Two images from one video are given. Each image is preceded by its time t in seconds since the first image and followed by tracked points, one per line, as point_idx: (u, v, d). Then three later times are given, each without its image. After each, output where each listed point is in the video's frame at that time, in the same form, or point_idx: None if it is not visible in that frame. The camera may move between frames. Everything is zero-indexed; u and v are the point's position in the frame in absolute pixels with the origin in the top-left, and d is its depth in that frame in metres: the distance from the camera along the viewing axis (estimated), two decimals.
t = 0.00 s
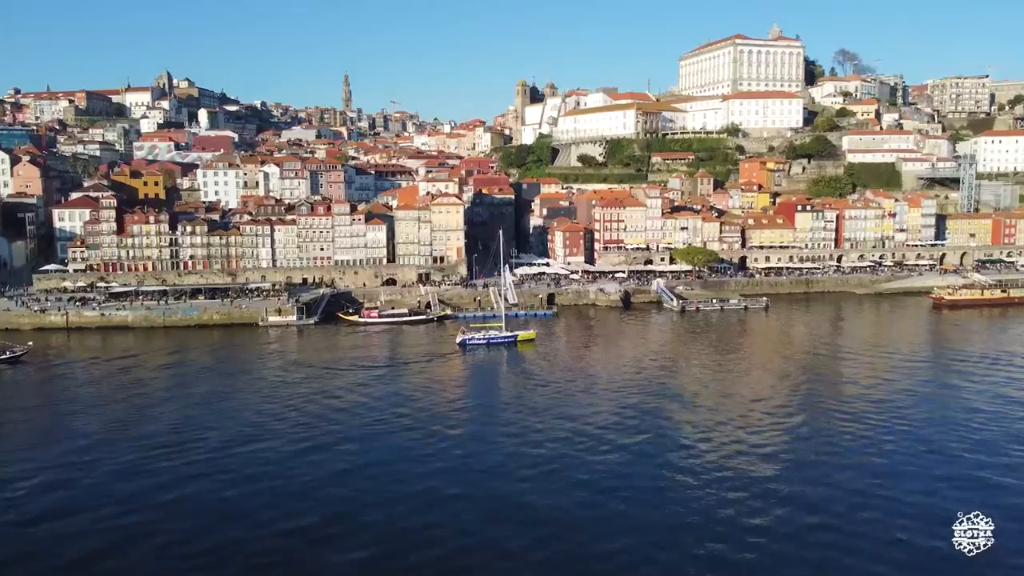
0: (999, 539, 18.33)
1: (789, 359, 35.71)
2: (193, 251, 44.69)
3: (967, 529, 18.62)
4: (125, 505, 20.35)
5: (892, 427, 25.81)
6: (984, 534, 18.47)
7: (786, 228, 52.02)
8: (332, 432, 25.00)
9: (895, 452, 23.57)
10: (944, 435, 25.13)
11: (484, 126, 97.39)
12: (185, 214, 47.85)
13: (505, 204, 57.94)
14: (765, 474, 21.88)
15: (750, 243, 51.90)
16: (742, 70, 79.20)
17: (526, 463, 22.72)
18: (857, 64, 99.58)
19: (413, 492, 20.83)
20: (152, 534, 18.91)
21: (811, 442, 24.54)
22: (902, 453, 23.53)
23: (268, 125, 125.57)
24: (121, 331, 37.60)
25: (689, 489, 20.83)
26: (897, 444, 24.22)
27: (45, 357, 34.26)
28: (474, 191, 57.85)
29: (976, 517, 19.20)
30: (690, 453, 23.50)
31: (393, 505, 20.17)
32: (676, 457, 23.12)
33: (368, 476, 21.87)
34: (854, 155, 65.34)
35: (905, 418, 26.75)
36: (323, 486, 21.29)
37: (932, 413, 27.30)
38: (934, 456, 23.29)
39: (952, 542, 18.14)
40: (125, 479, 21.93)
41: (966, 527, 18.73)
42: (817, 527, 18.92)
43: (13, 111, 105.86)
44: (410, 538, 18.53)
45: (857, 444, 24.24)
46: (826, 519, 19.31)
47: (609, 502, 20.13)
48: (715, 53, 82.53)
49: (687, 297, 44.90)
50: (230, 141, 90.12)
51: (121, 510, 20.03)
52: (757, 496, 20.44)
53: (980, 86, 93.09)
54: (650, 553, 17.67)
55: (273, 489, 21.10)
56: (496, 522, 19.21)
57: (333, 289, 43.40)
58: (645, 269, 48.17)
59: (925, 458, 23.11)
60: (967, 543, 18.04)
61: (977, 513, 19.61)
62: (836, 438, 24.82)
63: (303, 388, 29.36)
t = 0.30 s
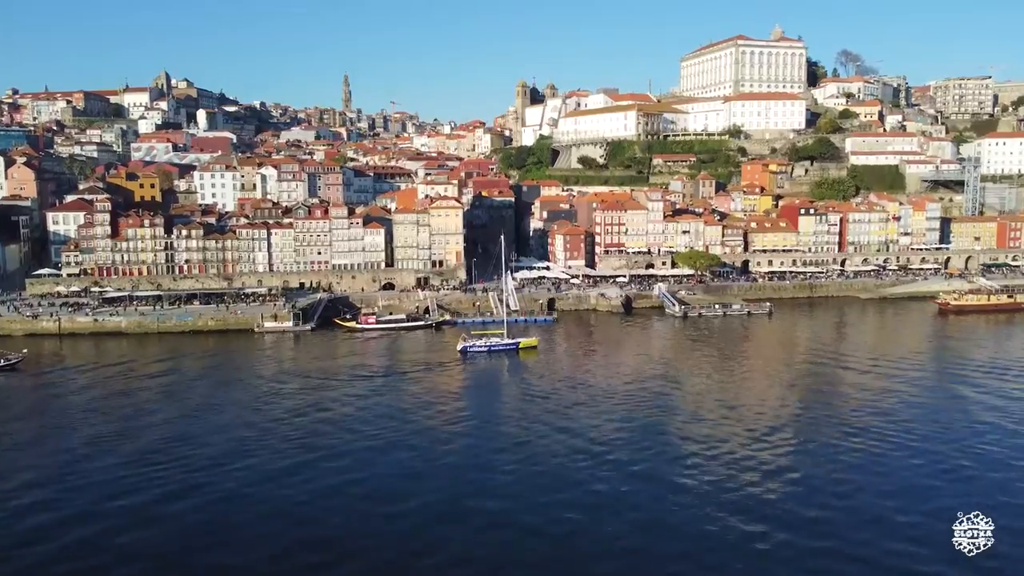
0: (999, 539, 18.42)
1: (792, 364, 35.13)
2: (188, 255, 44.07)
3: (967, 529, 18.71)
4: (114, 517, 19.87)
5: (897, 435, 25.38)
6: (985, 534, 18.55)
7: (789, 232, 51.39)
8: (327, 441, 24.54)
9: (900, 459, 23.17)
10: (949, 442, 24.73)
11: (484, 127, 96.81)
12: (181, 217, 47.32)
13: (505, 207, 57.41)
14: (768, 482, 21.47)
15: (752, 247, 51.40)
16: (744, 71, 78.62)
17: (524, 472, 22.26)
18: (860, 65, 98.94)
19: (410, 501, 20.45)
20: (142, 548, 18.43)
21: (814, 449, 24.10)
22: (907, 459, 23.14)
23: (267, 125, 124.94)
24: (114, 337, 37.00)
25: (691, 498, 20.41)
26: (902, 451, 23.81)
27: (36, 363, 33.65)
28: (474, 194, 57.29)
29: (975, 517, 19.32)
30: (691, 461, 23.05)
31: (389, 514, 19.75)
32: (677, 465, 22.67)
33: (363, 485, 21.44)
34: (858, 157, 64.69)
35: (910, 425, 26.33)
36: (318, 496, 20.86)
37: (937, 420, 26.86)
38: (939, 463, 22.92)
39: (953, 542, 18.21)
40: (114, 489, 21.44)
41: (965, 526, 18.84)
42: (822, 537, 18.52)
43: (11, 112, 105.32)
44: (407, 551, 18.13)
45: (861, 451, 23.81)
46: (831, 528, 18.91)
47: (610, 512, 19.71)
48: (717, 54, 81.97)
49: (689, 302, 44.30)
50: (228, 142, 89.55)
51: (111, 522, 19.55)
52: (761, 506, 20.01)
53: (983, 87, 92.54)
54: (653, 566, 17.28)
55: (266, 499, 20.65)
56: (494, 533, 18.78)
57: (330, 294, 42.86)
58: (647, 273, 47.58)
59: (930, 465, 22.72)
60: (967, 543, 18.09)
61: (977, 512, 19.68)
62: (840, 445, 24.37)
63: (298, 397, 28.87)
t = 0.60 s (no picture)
0: (998, 539, 18.89)
1: (795, 370, 34.61)
2: (184, 259, 43.47)
3: (967, 529, 19.19)
4: (106, 531, 19.40)
5: (900, 443, 25.04)
6: (984, 534, 19.04)
7: (792, 235, 50.75)
8: (323, 450, 24.08)
9: (906, 470, 22.85)
10: (953, 452, 24.40)
11: (484, 128, 96.22)
12: (177, 220, 46.69)
13: (505, 210, 56.81)
14: (773, 493, 21.11)
15: (754, 250, 50.81)
16: (746, 72, 78.06)
17: (525, 482, 21.84)
18: (862, 65, 98.32)
19: (408, 510, 20.12)
20: (135, 565, 17.98)
21: (818, 458, 23.75)
22: (911, 470, 22.84)
23: (266, 126, 124.32)
24: (107, 343, 36.40)
25: (695, 510, 20.04)
26: (907, 461, 23.49)
27: (27, 370, 33.04)
28: (473, 196, 56.67)
29: (976, 516, 19.81)
30: (695, 471, 22.64)
31: (388, 525, 19.38)
32: (679, 475, 22.27)
33: (360, 496, 21.05)
34: (861, 158, 63.97)
35: (915, 433, 25.95)
36: (315, 507, 20.45)
37: (942, 429, 26.47)
38: (945, 473, 22.64)
39: (953, 542, 18.65)
40: (107, 502, 20.96)
41: (965, 526, 19.33)
42: (828, 551, 18.22)
43: (8, 112, 104.60)
44: (408, 563, 17.79)
45: (866, 461, 23.46)
46: (838, 542, 18.62)
47: (612, 526, 19.33)
48: (718, 55, 81.37)
49: (691, 307, 43.66)
50: (226, 144, 88.89)
51: (103, 537, 19.11)
52: (767, 518, 19.69)
53: (987, 88, 91.98)
54: None
55: (262, 512, 20.21)
56: (496, 545, 18.43)
57: (327, 299, 42.28)
58: (649, 278, 46.96)
59: (936, 475, 22.44)
60: (967, 543, 18.54)
61: (976, 512, 20.19)
62: (845, 455, 23.96)
63: (294, 405, 28.35)
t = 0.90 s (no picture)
0: (998, 538, 18.86)
1: (798, 375, 34.04)
2: (180, 263, 42.93)
3: (967, 529, 19.11)
4: (93, 540, 18.82)
5: (908, 447, 24.45)
6: (984, 534, 18.96)
7: (795, 239, 50.18)
8: (317, 456, 23.50)
9: (914, 475, 22.30)
10: (962, 457, 23.86)
11: (484, 130, 95.73)
12: (172, 223, 46.10)
13: (505, 212, 56.22)
14: (779, 500, 20.53)
15: (757, 254, 50.11)
16: (747, 74, 77.49)
17: (524, 489, 21.26)
18: (865, 66, 97.73)
19: (403, 522, 19.54)
20: None
21: (824, 461, 23.18)
22: (920, 475, 22.30)
23: (265, 126, 123.75)
24: (99, 349, 35.82)
25: (697, 520, 19.44)
26: (915, 466, 22.94)
27: (17, 377, 32.47)
28: (472, 199, 56.06)
29: (975, 516, 19.73)
30: (699, 475, 22.07)
31: (382, 537, 18.81)
32: (683, 480, 21.67)
33: (356, 505, 20.48)
34: (865, 161, 63.31)
35: (922, 438, 25.39)
36: (309, 517, 19.90)
37: (949, 433, 25.92)
38: (953, 479, 22.12)
39: (953, 542, 18.59)
40: (94, 509, 20.36)
41: (965, 526, 19.25)
42: (837, 563, 17.67)
43: (6, 113, 104.13)
44: None
45: (873, 466, 22.89)
46: (846, 552, 18.11)
47: (613, 536, 18.74)
48: (720, 56, 80.78)
49: (694, 313, 43.01)
50: (225, 145, 88.35)
51: (88, 547, 18.54)
52: (773, 527, 19.12)
53: (990, 88, 91.38)
54: None
55: (253, 521, 19.64)
56: (494, 558, 17.89)
57: (325, 304, 41.67)
58: (651, 282, 46.35)
59: (945, 481, 21.91)
60: (967, 544, 18.47)
61: (976, 512, 20.11)
62: (852, 459, 23.38)
63: (289, 410, 27.74)
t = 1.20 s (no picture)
0: (997, 539, 19.29)
1: (801, 381, 33.50)
2: (175, 268, 42.28)
3: (967, 529, 19.57)
4: (82, 559, 18.34)
5: (914, 459, 24.02)
6: (985, 534, 19.42)
7: (798, 243, 49.51)
8: (312, 470, 23.05)
9: (920, 488, 21.89)
10: (968, 468, 23.42)
11: (484, 131, 95.17)
12: (168, 227, 45.50)
13: (505, 215, 55.59)
14: (783, 515, 20.11)
15: (760, 258, 49.53)
16: (750, 75, 76.86)
17: (523, 504, 20.80)
18: (868, 67, 97.10)
19: (401, 538, 19.14)
20: None
21: (828, 474, 22.73)
22: (926, 488, 21.90)
23: (263, 127, 123.14)
24: (92, 357, 35.22)
25: (702, 537, 19.01)
26: (922, 479, 22.53)
27: (7, 385, 31.87)
28: (472, 202, 55.42)
29: (975, 517, 20.23)
30: (701, 489, 21.62)
31: (380, 555, 18.40)
32: (685, 494, 21.23)
33: (352, 521, 20.04)
34: (868, 163, 62.71)
35: (928, 447, 24.93)
36: (305, 533, 19.48)
37: (956, 444, 25.44)
38: (962, 493, 21.70)
39: (954, 541, 19.02)
40: (83, 527, 19.86)
41: (965, 526, 19.72)
42: None
43: (3, 113, 103.42)
44: None
45: (879, 479, 22.46)
46: (854, 571, 17.71)
47: (617, 554, 18.33)
48: (722, 57, 80.15)
49: (696, 319, 42.40)
50: (223, 146, 87.78)
51: (78, 565, 18.08)
52: (779, 545, 18.70)
53: (994, 90, 90.84)
54: None
55: (248, 538, 19.22)
56: (494, 575, 17.44)
57: (322, 310, 41.08)
58: (653, 287, 45.72)
59: (952, 494, 21.51)
60: (967, 543, 18.91)
61: (976, 512, 20.60)
62: (857, 472, 22.92)
63: (283, 421, 27.21)
